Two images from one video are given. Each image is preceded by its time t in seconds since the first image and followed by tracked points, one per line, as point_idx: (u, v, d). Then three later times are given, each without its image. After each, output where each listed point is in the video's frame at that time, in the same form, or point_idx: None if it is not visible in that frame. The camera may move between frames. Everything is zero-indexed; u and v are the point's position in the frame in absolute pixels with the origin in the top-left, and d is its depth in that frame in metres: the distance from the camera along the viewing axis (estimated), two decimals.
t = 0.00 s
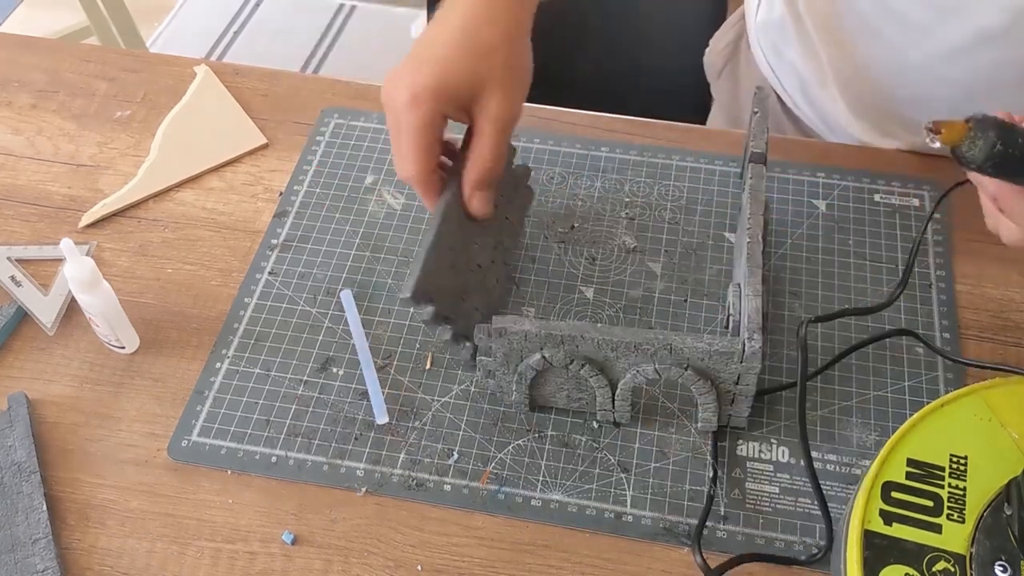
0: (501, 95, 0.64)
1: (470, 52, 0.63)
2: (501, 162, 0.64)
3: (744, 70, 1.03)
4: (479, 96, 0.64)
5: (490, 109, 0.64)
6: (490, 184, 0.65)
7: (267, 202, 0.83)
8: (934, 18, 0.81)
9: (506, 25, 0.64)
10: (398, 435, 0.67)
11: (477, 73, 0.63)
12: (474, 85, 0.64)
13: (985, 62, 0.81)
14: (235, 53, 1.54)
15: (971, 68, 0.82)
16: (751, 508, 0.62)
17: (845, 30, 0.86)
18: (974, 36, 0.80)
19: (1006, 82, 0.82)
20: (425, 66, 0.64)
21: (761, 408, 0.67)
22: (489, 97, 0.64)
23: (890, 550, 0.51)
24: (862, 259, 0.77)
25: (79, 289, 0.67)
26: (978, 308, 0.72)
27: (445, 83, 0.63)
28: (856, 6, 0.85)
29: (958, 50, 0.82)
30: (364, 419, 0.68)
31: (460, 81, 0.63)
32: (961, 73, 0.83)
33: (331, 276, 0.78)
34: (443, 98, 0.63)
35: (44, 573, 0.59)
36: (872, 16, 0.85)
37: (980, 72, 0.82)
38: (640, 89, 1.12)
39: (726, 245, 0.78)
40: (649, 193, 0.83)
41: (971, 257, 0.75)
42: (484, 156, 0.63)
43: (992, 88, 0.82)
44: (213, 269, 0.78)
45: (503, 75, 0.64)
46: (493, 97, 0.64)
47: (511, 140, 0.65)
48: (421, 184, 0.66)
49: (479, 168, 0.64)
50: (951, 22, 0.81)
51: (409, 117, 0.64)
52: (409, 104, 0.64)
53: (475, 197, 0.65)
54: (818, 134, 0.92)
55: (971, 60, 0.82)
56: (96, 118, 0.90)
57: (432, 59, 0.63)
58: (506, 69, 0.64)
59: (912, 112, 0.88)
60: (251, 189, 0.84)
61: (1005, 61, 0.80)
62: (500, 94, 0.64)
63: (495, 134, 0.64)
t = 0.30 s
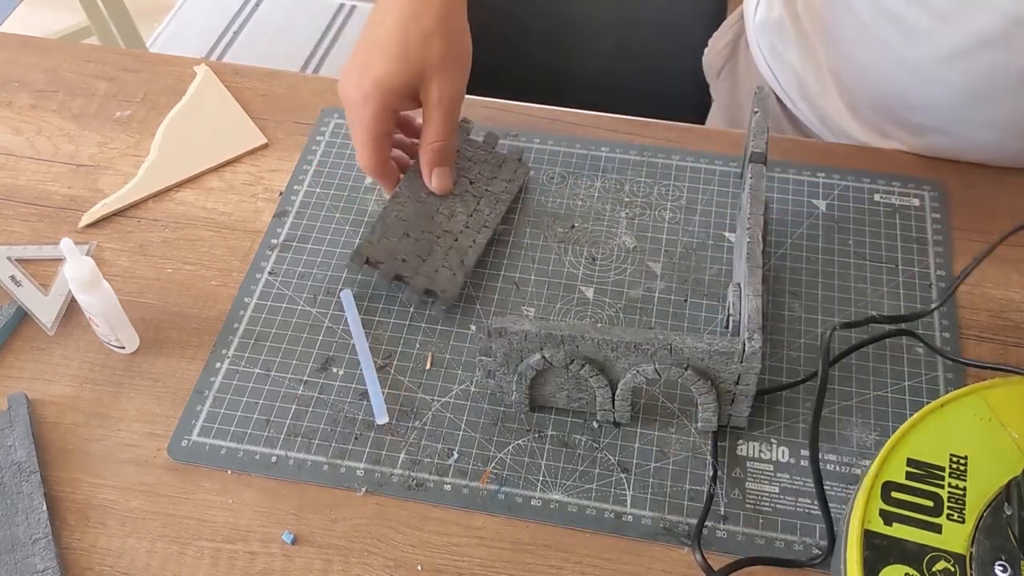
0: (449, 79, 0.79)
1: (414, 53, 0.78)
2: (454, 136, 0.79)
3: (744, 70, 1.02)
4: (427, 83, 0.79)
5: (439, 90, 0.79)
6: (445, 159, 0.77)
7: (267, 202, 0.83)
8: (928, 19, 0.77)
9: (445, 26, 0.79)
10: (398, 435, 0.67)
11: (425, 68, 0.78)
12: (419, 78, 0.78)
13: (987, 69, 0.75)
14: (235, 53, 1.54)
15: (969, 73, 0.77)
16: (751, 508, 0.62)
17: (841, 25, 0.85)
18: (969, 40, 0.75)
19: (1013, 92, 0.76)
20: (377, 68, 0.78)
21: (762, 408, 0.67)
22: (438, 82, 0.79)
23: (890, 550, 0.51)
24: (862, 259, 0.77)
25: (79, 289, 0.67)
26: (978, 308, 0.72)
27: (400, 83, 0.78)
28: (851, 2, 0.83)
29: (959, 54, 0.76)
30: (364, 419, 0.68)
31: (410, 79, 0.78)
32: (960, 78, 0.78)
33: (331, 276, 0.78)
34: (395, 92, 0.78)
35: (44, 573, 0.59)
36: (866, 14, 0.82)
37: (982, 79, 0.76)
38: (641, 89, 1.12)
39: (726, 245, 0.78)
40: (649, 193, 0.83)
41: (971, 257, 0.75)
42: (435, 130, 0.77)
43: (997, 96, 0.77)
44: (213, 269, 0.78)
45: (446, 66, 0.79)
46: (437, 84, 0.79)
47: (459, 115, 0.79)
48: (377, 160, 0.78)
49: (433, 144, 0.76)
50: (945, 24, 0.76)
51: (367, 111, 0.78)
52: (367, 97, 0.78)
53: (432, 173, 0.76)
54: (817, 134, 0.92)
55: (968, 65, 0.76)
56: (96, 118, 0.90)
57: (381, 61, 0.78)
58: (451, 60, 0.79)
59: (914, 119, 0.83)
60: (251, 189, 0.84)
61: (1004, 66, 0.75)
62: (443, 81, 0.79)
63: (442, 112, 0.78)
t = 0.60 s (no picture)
0: (445, 73, 0.75)
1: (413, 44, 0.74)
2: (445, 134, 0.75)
3: (744, 70, 1.02)
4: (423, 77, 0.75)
5: (434, 85, 0.75)
6: (433, 157, 0.74)
7: (267, 202, 0.83)
8: (925, 20, 0.76)
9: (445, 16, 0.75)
10: (398, 435, 0.67)
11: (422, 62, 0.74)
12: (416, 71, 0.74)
13: (986, 70, 0.75)
14: (236, 53, 1.54)
15: (966, 74, 0.76)
16: (751, 507, 0.62)
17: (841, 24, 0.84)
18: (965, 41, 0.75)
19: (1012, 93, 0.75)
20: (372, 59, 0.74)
21: (762, 408, 0.67)
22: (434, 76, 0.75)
23: (890, 550, 0.51)
24: (862, 259, 0.77)
25: (79, 289, 0.67)
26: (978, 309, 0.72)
27: (395, 75, 0.74)
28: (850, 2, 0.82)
29: (958, 55, 0.76)
30: (364, 419, 0.68)
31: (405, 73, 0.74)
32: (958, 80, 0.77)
33: (332, 276, 0.77)
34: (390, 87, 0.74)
35: (44, 573, 0.59)
36: (864, 14, 0.82)
37: (980, 80, 0.76)
38: (641, 90, 1.12)
39: (726, 245, 0.78)
40: (649, 193, 0.83)
41: (971, 257, 0.75)
42: (427, 129, 0.74)
43: (996, 98, 0.76)
44: (213, 269, 0.78)
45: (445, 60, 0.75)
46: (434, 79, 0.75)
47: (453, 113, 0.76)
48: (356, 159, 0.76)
49: (422, 143, 0.74)
50: (942, 25, 0.76)
51: (356, 103, 0.74)
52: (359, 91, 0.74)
53: (420, 170, 0.74)
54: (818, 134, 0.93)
55: (965, 67, 0.76)
56: (96, 118, 0.90)
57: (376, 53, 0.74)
58: (450, 53, 0.76)
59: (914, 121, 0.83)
60: (251, 189, 0.84)
61: (1001, 68, 0.74)
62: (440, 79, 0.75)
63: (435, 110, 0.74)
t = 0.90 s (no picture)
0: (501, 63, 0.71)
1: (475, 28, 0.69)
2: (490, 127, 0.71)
3: (748, 70, 1.02)
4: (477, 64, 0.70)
5: (490, 72, 0.70)
6: (480, 150, 0.70)
7: (267, 202, 0.83)
8: (924, 20, 0.78)
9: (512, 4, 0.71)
10: (398, 435, 0.67)
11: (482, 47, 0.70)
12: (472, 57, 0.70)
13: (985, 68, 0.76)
14: (236, 53, 1.54)
15: (965, 73, 0.78)
16: (751, 507, 0.62)
17: (838, 25, 0.85)
18: (964, 38, 0.76)
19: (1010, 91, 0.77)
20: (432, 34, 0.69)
21: (761, 408, 0.67)
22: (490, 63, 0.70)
23: (890, 550, 0.51)
24: (862, 259, 0.77)
25: (79, 289, 0.67)
26: (978, 309, 0.72)
27: (452, 53, 0.69)
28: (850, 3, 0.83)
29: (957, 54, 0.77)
30: (364, 419, 0.68)
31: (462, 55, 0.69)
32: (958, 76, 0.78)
33: (332, 276, 0.77)
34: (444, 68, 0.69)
35: (44, 573, 0.59)
36: (863, 14, 0.83)
37: (979, 78, 0.77)
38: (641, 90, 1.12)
39: (726, 244, 0.78)
40: (649, 193, 0.83)
41: (971, 257, 0.75)
42: (478, 117, 0.69)
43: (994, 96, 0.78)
44: (213, 269, 0.78)
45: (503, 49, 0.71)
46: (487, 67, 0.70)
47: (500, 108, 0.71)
48: (388, 138, 0.69)
49: (471, 132, 0.69)
50: (940, 25, 0.77)
51: (407, 72, 0.68)
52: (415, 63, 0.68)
53: (470, 162, 0.70)
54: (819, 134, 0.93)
55: (965, 63, 0.77)
56: (96, 119, 0.90)
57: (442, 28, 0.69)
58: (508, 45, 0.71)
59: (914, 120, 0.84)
60: (251, 189, 0.84)
61: (1001, 65, 0.75)
62: (496, 69, 0.70)
63: (487, 98, 0.70)
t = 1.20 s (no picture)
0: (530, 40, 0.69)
1: None
2: (522, 108, 0.69)
3: (750, 70, 1.03)
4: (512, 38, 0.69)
5: (519, 51, 0.69)
6: (499, 139, 0.68)
7: (267, 202, 0.83)
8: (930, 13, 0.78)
9: None
10: (398, 435, 0.67)
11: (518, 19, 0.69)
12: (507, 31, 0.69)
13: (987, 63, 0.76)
14: (236, 53, 1.54)
15: (967, 68, 0.78)
16: (751, 507, 0.62)
17: (841, 27, 0.83)
18: (971, 39, 0.76)
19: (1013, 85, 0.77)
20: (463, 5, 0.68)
21: (761, 408, 0.67)
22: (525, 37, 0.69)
23: (890, 550, 0.51)
24: (862, 259, 0.77)
25: (79, 289, 0.67)
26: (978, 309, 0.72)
27: (478, 28, 0.68)
28: None
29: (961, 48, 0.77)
30: (363, 419, 0.68)
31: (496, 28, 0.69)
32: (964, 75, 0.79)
33: (332, 276, 0.77)
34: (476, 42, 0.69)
35: (44, 573, 0.59)
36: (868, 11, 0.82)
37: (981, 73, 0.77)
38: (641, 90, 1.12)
39: (726, 245, 0.78)
40: (649, 193, 0.83)
41: (971, 257, 0.75)
42: (513, 93, 0.68)
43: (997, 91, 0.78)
44: (212, 269, 0.78)
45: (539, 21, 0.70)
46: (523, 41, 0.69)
47: (534, 88, 0.70)
48: (424, 126, 0.67)
49: (498, 115, 0.67)
50: (944, 18, 0.77)
51: (433, 51, 0.66)
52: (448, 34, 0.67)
53: (480, 154, 0.67)
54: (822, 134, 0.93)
55: (972, 62, 0.77)
56: (96, 119, 0.90)
57: None
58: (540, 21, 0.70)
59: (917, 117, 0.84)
60: (251, 189, 0.84)
61: (1002, 61, 0.75)
62: (532, 42, 0.69)
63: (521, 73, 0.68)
